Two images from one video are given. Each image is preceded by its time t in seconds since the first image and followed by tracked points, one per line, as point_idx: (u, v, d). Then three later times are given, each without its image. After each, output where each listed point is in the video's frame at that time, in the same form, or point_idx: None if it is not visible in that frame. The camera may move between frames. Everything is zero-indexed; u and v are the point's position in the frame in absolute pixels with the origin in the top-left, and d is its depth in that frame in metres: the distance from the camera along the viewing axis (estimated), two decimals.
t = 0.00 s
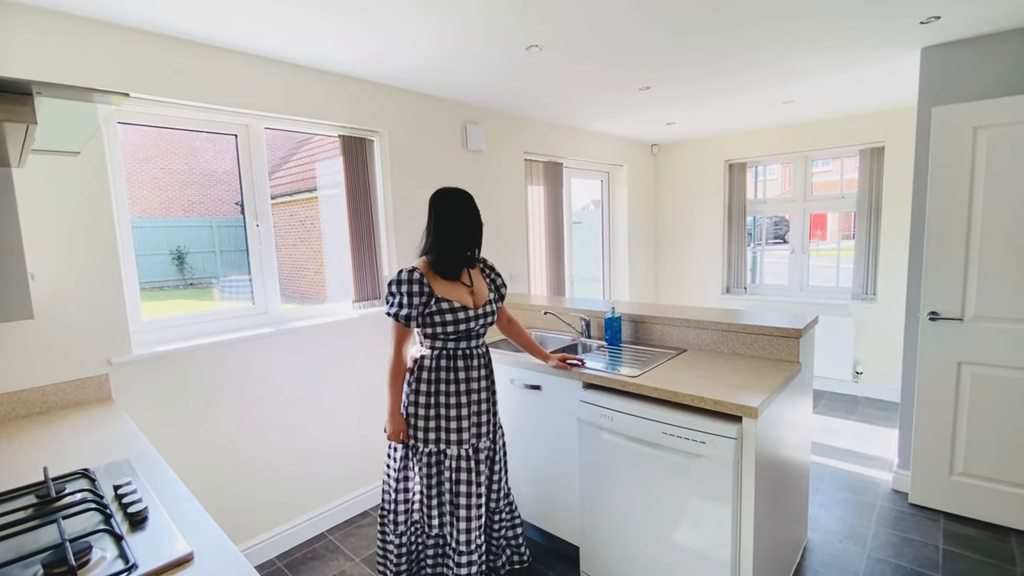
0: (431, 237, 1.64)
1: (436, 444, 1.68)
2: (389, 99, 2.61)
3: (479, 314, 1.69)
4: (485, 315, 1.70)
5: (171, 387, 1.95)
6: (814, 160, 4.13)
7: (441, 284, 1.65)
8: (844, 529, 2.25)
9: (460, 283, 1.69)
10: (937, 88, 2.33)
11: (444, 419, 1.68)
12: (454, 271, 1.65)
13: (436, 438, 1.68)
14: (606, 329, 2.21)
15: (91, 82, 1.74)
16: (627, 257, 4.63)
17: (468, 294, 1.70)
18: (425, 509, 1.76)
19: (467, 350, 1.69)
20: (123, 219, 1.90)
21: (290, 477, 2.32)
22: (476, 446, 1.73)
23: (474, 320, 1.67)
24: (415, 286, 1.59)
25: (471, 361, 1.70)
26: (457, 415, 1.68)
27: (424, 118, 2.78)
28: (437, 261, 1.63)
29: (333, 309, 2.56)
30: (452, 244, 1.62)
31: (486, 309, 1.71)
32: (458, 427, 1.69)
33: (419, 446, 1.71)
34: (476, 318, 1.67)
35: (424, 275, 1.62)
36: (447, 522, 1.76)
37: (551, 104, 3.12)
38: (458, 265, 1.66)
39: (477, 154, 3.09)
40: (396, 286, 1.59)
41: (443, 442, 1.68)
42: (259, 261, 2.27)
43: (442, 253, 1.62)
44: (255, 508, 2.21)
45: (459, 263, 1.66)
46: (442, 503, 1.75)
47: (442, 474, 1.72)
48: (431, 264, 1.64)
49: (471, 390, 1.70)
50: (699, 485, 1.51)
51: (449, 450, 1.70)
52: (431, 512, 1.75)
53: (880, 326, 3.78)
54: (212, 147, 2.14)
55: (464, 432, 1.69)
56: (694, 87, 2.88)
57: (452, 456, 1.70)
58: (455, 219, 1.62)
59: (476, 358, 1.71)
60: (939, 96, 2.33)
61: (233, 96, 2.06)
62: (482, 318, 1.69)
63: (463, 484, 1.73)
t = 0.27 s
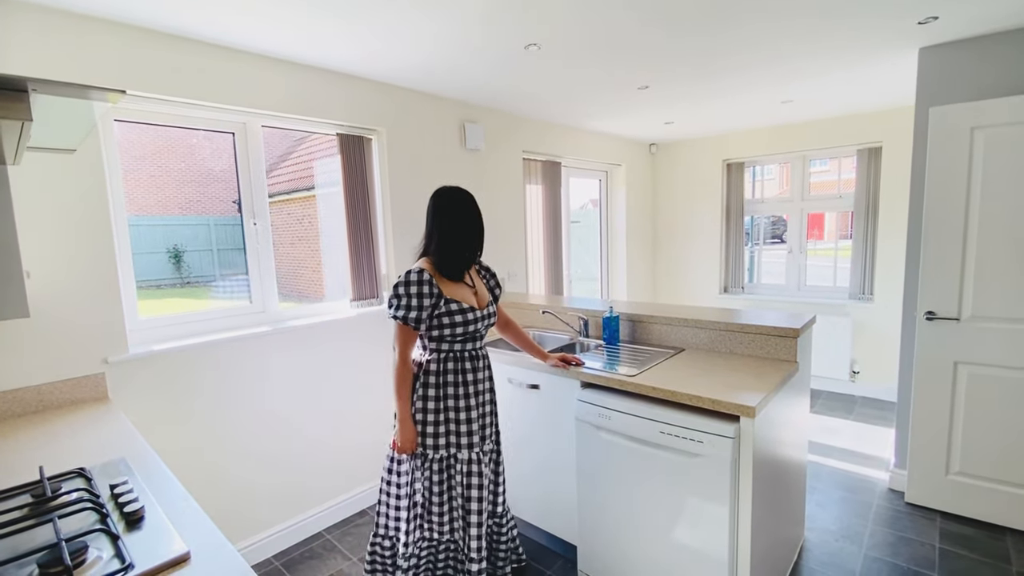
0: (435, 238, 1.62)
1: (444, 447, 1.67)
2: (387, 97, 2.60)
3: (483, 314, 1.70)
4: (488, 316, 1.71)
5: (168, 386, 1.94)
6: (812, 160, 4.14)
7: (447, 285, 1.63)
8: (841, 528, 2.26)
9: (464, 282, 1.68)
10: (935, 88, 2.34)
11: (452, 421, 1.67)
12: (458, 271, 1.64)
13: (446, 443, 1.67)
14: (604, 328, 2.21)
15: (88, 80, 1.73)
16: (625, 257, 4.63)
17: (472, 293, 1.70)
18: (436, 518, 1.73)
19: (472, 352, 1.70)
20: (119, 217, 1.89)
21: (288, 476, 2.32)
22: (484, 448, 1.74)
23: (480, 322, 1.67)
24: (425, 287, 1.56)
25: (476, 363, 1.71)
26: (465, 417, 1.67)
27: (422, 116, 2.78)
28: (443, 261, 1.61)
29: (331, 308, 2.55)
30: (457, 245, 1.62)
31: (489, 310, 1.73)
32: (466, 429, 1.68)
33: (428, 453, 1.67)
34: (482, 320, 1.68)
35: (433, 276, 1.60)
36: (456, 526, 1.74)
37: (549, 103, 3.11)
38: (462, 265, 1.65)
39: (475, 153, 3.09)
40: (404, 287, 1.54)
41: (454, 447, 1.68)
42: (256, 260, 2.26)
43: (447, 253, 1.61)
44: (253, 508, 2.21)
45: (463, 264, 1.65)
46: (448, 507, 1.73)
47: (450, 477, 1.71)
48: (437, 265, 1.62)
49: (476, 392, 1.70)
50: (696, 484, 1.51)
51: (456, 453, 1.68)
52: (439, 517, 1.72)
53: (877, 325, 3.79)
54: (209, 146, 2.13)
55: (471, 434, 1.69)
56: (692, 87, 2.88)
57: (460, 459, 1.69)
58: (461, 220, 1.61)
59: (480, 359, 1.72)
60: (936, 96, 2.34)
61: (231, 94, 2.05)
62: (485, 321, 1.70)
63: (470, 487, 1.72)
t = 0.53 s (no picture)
0: (443, 238, 1.62)
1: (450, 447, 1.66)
2: (385, 95, 2.60)
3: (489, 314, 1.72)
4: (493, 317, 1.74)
5: (164, 385, 1.93)
6: (809, 160, 4.14)
7: (459, 285, 1.64)
8: (837, 526, 2.27)
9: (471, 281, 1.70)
10: (932, 88, 2.34)
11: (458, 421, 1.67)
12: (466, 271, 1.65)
13: (452, 443, 1.66)
14: (602, 327, 2.21)
15: (84, 77, 1.72)
16: (623, 256, 4.64)
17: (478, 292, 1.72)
18: (441, 523, 1.69)
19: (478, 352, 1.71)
20: (115, 215, 1.88)
21: (285, 475, 2.32)
22: (487, 448, 1.75)
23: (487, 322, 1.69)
24: (442, 287, 1.55)
25: (481, 363, 1.72)
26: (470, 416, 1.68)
27: (420, 114, 2.77)
28: (455, 262, 1.62)
29: (328, 307, 2.55)
30: (465, 244, 1.62)
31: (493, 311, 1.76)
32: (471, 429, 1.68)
33: (434, 455, 1.65)
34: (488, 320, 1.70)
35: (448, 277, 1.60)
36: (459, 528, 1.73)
37: (548, 102, 3.11)
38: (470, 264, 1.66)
39: (473, 152, 3.09)
40: (421, 287, 1.54)
41: (460, 447, 1.67)
42: (254, 258, 2.25)
43: (455, 253, 1.62)
44: (250, 507, 2.20)
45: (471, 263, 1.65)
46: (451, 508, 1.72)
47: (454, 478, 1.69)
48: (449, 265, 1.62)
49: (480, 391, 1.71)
50: (693, 484, 1.51)
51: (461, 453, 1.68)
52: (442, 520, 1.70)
53: (873, 325, 3.81)
54: (207, 144, 2.12)
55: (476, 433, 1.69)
56: (690, 87, 2.88)
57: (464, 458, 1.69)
58: (467, 218, 1.61)
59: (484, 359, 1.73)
60: (933, 97, 2.35)
61: (228, 91, 2.04)
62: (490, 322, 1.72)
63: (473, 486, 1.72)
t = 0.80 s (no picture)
0: (444, 238, 1.62)
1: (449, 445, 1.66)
2: (383, 94, 2.59)
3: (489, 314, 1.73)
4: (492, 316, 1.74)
5: (161, 383, 1.93)
6: (807, 160, 4.15)
7: (459, 285, 1.64)
8: (833, 525, 2.28)
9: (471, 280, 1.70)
10: (929, 89, 2.35)
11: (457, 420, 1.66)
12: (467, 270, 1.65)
13: (451, 440, 1.66)
14: (600, 326, 2.22)
15: (81, 74, 1.71)
16: (621, 256, 4.64)
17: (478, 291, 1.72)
18: (440, 522, 1.69)
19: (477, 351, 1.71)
20: (112, 213, 1.87)
21: (283, 474, 2.31)
22: (485, 446, 1.75)
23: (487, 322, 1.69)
24: (444, 288, 1.55)
25: (479, 362, 1.72)
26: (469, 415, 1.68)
27: (418, 113, 2.77)
28: (457, 261, 1.62)
29: (326, 306, 2.54)
30: (465, 244, 1.62)
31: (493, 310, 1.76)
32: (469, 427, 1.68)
33: (433, 453, 1.65)
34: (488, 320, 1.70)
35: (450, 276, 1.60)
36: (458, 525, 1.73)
37: (546, 101, 3.11)
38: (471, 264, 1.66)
39: (471, 151, 3.09)
40: (423, 287, 1.54)
41: (458, 445, 1.67)
42: (251, 256, 2.25)
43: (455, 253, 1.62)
44: (248, 506, 2.20)
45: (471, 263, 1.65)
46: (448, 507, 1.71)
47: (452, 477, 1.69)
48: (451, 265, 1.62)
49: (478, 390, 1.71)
50: (691, 484, 1.51)
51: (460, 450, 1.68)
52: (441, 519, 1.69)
53: (870, 325, 3.82)
54: (204, 142, 2.12)
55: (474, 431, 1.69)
56: (688, 86, 2.88)
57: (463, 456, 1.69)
58: (469, 219, 1.61)
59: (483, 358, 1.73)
60: (930, 97, 2.36)
61: (226, 90, 2.04)
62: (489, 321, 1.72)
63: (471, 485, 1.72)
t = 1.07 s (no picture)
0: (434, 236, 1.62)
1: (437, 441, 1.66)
2: (381, 93, 2.59)
3: (480, 313, 1.70)
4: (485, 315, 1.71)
5: (158, 383, 1.92)
6: (805, 160, 4.16)
7: (447, 282, 1.63)
8: (830, 524, 2.29)
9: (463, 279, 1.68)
10: (926, 90, 2.36)
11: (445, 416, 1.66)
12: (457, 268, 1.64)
13: (439, 438, 1.66)
14: (598, 326, 2.22)
15: (78, 72, 1.71)
16: (619, 255, 4.64)
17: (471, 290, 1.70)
18: (429, 517, 1.71)
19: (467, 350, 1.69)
20: (109, 211, 1.87)
21: (280, 473, 2.31)
22: (475, 444, 1.74)
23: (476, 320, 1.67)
24: (427, 286, 1.55)
25: (470, 360, 1.70)
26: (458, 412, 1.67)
27: (416, 112, 2.76)
28: (444, 259, 1.61)
29: (324, 305, 2.54)
30: (455, 241, 1.62)
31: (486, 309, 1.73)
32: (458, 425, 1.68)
33: (421, 448, 1.66)
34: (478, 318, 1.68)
35: (435, 274, 1.60)
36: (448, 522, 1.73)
37: (544, 101, 3.11)
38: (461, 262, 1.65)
39: (470, 150, 3.08)
40: (407, 285, 1.54)
41: (446, 442, 1.67)
42: (249, 255, 2.25)
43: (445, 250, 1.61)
44: (245, 505, 2.20)
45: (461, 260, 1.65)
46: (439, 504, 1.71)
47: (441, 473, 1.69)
48: (438, 263, 1.62)
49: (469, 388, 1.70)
50: (688, 483, 1.52)
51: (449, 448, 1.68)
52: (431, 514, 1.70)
53: (867, 325, 3.83)
54: (202, 140, 2.11)
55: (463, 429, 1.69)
56: (686, 86, 2.89)
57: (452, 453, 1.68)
58: (460, 217, 1.62)
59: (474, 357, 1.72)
60: (927, 98, 2.36)
61: (224, 88, 2.03)
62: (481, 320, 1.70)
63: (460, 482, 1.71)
